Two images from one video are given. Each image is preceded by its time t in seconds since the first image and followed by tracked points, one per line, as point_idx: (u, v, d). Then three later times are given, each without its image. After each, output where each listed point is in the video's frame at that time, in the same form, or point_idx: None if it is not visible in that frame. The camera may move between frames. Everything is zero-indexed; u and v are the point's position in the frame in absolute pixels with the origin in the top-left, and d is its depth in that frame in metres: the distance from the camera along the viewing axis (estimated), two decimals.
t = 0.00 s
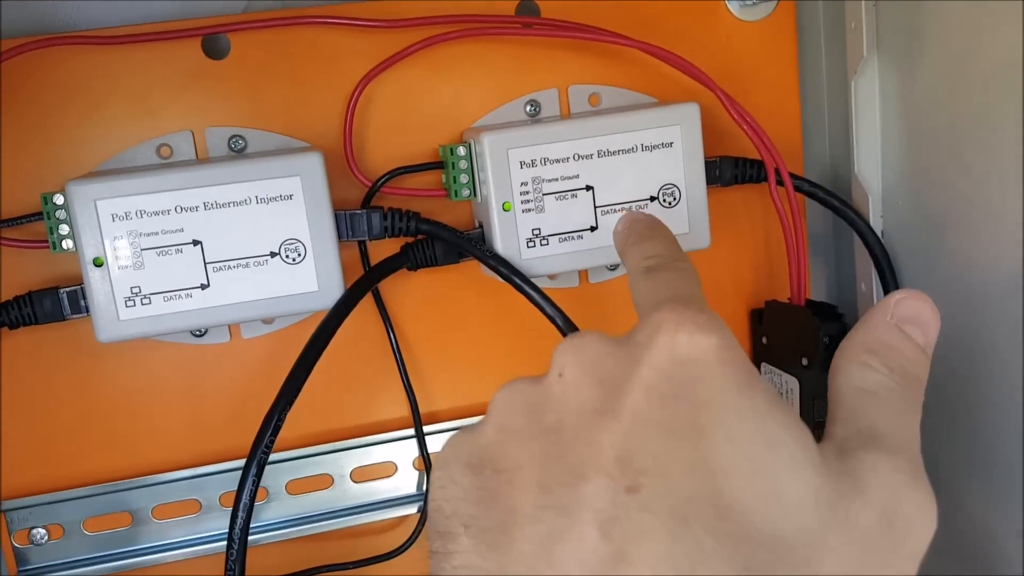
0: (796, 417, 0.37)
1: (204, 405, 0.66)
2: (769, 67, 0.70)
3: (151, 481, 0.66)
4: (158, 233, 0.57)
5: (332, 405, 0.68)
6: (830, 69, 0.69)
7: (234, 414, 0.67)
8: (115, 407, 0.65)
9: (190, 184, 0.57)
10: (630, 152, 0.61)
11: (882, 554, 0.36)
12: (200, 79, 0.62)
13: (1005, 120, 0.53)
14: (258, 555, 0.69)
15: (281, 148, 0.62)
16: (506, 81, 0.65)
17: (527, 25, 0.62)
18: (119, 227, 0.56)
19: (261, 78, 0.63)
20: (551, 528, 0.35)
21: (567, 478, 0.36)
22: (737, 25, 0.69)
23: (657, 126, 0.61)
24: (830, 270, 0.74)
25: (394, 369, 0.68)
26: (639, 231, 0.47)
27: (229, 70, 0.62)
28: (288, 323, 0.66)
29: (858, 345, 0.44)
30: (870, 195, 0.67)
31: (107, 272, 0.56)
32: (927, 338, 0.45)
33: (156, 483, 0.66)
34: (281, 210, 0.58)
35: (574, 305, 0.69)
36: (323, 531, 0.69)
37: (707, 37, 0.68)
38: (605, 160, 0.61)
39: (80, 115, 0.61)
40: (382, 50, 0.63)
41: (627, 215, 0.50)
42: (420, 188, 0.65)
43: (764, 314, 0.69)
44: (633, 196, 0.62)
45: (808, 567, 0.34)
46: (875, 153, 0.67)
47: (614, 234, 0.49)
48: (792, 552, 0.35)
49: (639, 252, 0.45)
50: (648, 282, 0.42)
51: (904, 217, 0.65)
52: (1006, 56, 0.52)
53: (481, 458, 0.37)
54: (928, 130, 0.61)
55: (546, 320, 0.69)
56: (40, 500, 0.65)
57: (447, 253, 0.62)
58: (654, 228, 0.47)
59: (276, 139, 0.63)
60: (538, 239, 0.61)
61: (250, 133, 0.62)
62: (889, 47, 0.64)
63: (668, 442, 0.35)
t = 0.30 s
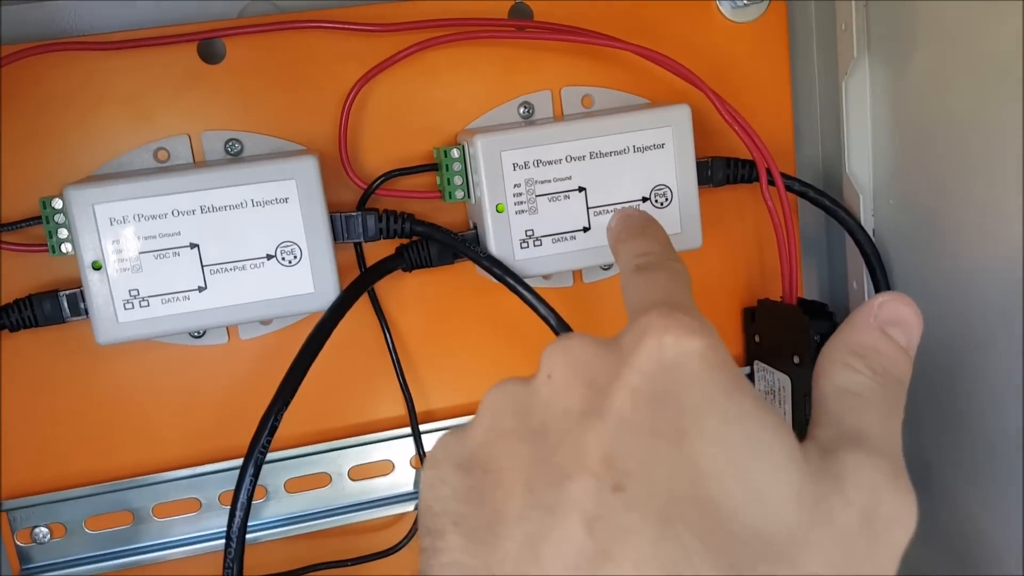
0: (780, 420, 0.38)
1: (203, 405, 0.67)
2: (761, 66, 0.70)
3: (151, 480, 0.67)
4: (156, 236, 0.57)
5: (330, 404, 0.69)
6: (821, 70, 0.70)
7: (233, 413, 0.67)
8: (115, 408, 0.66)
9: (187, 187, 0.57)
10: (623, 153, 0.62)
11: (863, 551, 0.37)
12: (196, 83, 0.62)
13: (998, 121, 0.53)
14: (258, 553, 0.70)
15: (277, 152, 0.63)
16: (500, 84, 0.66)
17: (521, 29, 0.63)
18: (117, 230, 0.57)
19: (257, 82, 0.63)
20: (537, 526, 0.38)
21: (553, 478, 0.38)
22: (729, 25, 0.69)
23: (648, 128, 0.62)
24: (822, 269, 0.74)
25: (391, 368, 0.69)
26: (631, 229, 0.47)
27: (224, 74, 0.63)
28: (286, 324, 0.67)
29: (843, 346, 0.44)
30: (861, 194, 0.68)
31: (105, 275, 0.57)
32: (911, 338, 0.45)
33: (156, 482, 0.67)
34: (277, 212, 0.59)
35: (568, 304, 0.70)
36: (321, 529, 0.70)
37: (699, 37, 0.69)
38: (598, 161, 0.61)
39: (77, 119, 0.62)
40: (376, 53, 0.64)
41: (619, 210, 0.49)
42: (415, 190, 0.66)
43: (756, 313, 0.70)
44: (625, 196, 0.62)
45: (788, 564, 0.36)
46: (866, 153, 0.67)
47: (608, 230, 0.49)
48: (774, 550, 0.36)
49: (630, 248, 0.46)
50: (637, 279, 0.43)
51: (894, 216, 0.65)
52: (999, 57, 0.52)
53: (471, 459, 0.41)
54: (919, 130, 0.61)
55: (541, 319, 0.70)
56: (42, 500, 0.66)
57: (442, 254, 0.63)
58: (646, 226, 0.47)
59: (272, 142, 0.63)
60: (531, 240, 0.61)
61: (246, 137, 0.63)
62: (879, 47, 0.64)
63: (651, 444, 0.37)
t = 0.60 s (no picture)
0: (776, 402, 0.38)
1: (199, 407, 0.67)
2: (761, 66, 0.70)
3: (146, 482, 0.66)
4: (151, 235, 0.57)
5: (326, 406, 0.68)
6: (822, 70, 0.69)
7: (229, 415, 0.67)
8: (110, 409, 0.65)
9: (182, 186, 0.57)
10: (622, 152, 0.61)
11: (858, 530, 0.37)
12: (192, 81, 0.62)
13: (998, 121, 0.53)
14: (253, 556, 0.69)
15: (274, 151, 0.63)
16: (498, 83, 0.65)
17: (520, 26, 0.62)
18: (112, 229, 0.56)
19: (253, 81, 0.63)
20: (522, 508, 0.37)
21: (539, 458, 0.38)
22: (728, 25, 0.69)
23: (648, 127, 0.61)
24: (823, 270, 0.74)
25: (388, 369, 0.68)
26: (623, 201, 0.49)
27: (221, 73, 0.62)
28: (282, 325, 0.66)
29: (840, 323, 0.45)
30: (862, 195, 0.67)
31: (100, 275, 0.57)
32: (908, 316, 0.46)
33: (151, 484, 0.66)
34: (273, 212, 0.58)
35: (567, 304, 0.69)
36: (317, 531, 0.69)
37: (698, 36, 0.68)
38: (597, 161, 0.61)
39: (73, 118, 0.61)
40: (373, 52, 0.64)
41: (614, 185, 0.52)
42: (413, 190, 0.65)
43: (756, 314, 0.69)
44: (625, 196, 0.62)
45: (782, 546, 0.36)
46: (867, 153, 0.67)
47: (603, 202, 0.51)
48: (768, 530, 0.36)
49: (624, 222, 0.46)
50: (631, 251, 0.43)
51: (895, 217, 0.65)
52: (997, 58, 0.52)
53: (454, 439, 0.41)
54: (919, 130, 0.61)
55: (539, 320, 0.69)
56: (36, 502, 0.65)
57: (440, 254, 0.62)
58: (639, 198, 0.49)
59: (269, 141, 0.63)
60: (530, 240, 0.61)
61: (243, 136, 0.63)
62: (880, 46, 0.64)
63: (640, 423, 0.37)
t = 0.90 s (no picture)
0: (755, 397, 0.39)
1: (198, 407, 0.66)
2: (762, 66, 0.70)
3: (145, 482, 0.66)
4: (152, 234, 0.57)
5: (326, 406, 0.68)
6: (821, 73, 0.70)
7: (228, 415, 0.67)
8: (109, 409, 0.65)
9: (184, 185, 0.57)
10: (623, 152, 0.61)
11: (833, 517, 0.38)
12: (193, 81, 0.62)
13: (998, 121, 0.53)
14: (252, 557, 0.69)
15: (274, 150, 0.62)
16: (498, 83, 0.65)
17: (520, 27, 0.62)
18: (113, 228, 0.56)
19: (254, 80, 0.63)
20: (522, 495, 0.38)
21: (537, 449, 0.39)
22: (729, 26, 0.69)
23: (649, 128, 0.61)
24: (824, 270, 0.74)
25: (388, 370, 0.68)
26: (605, 217, 0.51)
27: (221, 72, 0.62)
28: (282, 325, 0.66)
29: (812, 334, 0.46)
30: (863, 195, 0.67)
31: (100, 274, 0.56)
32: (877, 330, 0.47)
33: (151, 484, 0.66)
34: (274, 211, 0.58)
35: (567, 305, 0.69)
36: (317, 532, 0.69)
37: (699, 37, 0.68)
38: (597, 161, 0.61)
39: (73, 117, 0.61)
40: (374, 52, 0.64)
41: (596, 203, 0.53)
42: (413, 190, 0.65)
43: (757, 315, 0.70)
44: (626, 197, 0.62)
45: (763, 530, 0.37)
46: (868, 153, 0.67)
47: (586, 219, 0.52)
48: (750, 516, 0.37)
49: (608, 236, 0.48)
50: (613, 264, 0.45)
51: (896, 218, 0.65)
52: (999, 58, 0.52)
53: (453, 438, 0.41)
54: (919, 129, 0.61)
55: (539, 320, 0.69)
56: (34, 502, 0.65)
57: (440, 254, 0.62)
58: (621, 213, 0.50)
59: (270, 141, 0.63)
60: (531, 240, 0.61)
61: (243, 135, 0.63)
62: (880, 47, 0.64)
63: (630, 416, 0.38)
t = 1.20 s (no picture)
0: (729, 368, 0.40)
1: (194, 409, 0.66)
2: (762, 67, 0.70)
3: (140, 485, 0.65)
4: (148, 235, 0.56)
5: (323, 408, 0.67)
6: (821, 73, 0.69)
7: (224, 417, 0.66)
8: (104, 411, 0.65)
9: (180, 185, 0.56)
10: (622, 153, 0.61)
11: (811, 483, 0.39)
12: (189, 81, 0.62)
13: (1000, 125, 0.52)
14: (248, 561, 0.68)
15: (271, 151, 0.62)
16: (497, 83, 0.65)
17: (520, 26, 0.62)
18: (108, 228, 0.56)
19: (251, 80, 0.62)
20: (508, 467, 0.40)
21: (521, 425, 0.40)
22: (730, 27, 0.68)
23: (648, 128, 0.61)
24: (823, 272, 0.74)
25: (386, 372, 0.68)
26: (590, 211, 0.56)
27: (218, 72, 0.62)
28: (279, 327, 0.66)
29: (786, 313, 0.47)
30: (862, 198, 0.67)
31: (96, 274, 0.56)
32: (847, 310, 0.49)
33: (146, 488, 0.65)
34: (271, 211, 0.58)
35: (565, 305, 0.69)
36: (314, 536, 0.68)
37: (699, 38, 0.68)
38: (596, 161, 0.61)
39: (69, 116, 0.61)
40: (372, 52, 0.63)
41: (579, 197, 0.60)
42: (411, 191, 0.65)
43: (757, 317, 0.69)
44: (626, 198, 0.61)
45: (742, 495, 0.38)
46: (868, 154, 0.67)
47: (573, 214, 0.58)
48: (728, 482, 0.38)
49: (592, 229, 0.52)
50: (596, 251, 0.48)
51: (896, 220, 0.65)
52: (1002, 55, 0.52)
53: (442, 418, 0.43)
54: (919, 131, 0.60)
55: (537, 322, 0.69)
56: (28, 506, 0.64)
57: (439, 256, 0.62)
58: (605, 208, 0.55)
59: (267, 141, 0.63)
60: (530, 241, 0.61)
61: (240, 135, 0.62)
62: (881, 49, 0.64)
63: (611, 391, 0.39)
